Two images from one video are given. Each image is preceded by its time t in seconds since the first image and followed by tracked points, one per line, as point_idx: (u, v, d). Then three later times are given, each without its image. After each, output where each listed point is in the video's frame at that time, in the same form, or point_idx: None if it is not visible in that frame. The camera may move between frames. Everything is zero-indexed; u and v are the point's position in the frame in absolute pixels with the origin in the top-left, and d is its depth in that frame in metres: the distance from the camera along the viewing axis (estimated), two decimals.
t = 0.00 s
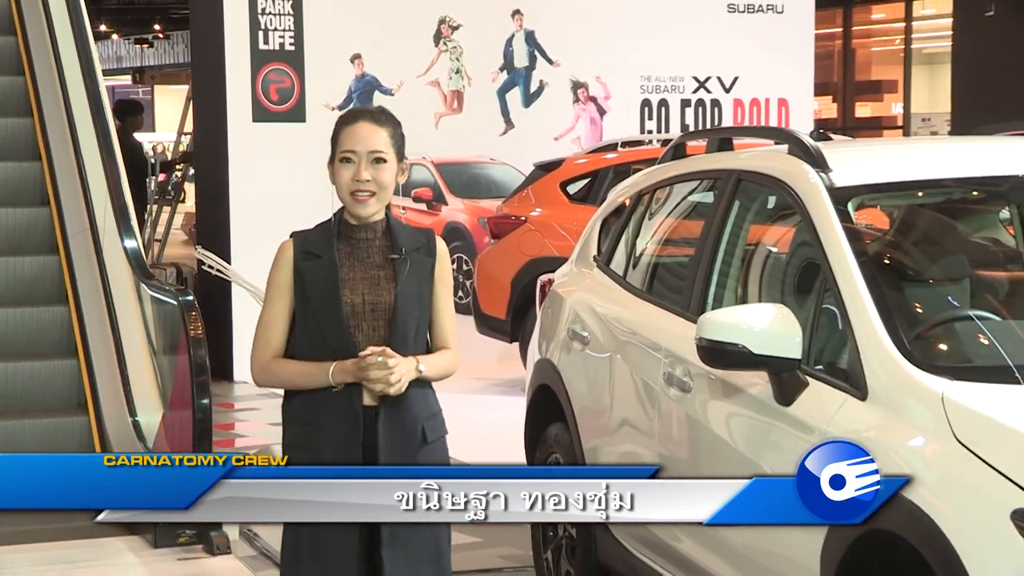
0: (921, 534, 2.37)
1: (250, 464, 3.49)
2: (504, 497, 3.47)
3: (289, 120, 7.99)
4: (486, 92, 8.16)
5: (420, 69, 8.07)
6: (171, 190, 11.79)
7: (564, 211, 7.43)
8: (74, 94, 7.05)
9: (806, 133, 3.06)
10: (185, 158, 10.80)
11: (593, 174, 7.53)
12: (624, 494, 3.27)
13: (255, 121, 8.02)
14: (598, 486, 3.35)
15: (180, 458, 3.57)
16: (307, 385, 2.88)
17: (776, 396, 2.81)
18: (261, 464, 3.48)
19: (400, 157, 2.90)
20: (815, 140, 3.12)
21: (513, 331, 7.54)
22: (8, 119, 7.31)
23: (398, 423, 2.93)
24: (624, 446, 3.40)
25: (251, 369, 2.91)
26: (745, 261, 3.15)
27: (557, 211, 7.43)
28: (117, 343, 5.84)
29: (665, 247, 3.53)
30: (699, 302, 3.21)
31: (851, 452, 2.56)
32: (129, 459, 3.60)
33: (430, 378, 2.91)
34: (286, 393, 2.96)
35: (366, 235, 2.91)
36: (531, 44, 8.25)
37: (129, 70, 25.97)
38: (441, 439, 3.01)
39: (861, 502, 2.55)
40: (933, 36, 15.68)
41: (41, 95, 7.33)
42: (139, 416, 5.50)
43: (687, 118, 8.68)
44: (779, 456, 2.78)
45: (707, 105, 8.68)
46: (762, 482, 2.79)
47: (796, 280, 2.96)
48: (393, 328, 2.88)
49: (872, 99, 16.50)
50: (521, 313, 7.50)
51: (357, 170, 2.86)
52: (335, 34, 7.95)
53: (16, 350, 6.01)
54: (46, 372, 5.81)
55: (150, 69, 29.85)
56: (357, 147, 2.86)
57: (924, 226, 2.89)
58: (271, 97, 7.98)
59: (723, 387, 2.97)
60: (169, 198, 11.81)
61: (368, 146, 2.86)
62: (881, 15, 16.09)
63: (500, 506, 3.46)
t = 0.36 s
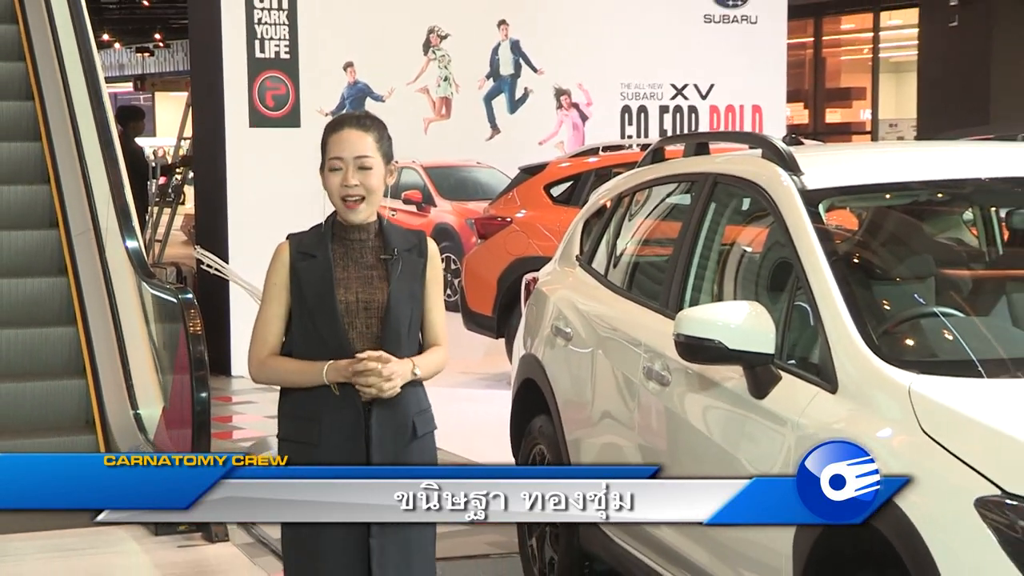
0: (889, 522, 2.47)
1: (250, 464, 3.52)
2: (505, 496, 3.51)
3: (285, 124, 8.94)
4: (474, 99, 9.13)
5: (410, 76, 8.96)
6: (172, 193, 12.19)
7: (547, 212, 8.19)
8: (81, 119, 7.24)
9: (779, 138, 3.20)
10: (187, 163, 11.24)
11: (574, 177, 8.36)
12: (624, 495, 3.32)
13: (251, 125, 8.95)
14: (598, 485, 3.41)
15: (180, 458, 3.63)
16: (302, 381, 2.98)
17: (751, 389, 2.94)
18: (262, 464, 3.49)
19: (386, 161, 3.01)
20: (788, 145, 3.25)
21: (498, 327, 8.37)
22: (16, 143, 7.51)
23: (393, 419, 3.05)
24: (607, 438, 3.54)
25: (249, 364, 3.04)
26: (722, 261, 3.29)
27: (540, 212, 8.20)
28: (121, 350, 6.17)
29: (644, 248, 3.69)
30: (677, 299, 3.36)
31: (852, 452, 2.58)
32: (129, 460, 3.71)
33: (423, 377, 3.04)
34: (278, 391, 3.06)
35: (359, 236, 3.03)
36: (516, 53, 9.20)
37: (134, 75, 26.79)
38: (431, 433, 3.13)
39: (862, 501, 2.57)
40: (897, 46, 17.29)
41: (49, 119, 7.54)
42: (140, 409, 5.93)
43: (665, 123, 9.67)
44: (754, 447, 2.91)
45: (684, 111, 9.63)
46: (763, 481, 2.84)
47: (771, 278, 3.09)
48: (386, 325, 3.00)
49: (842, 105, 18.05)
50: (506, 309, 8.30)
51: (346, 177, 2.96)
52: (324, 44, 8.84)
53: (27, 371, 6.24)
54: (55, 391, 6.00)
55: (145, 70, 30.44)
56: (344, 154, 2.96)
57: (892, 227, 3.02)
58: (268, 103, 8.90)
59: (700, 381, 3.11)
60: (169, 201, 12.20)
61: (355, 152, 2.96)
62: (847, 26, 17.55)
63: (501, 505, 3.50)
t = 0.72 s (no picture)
0: (857, 508, 2.59)
1: None
2: None
3: (282, 127, 9.93)
4: (464, 103, 10.53)
5: (403, 83, 10.27)
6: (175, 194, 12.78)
7: (534, 212, 8.65)
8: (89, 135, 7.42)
9: (756, 141, 3.36)
10: (189, 164, 11.68)
11: (560, 179, 8.75)
12: None
13: (251, 130, 9.85)
14: None
15: None
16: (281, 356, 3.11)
17: (729, 381, 3.09)
18: None
19: (378, 165, 3.13)
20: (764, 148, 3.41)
21: (488, 321, 8.92)
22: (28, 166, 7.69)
23: (387, 405, 3.12)
24: (592, 429, 3.70)
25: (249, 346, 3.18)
26: (702, 257, 3.42)
27: (527, 212, 8.66)
28: (127, 349, 6.46)
29: (627, 246, 3.84)
30: (659, 294, 3.51)
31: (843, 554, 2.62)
32: None
33: (427, 343, 3.17)
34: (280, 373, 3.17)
35: (356, 233, 3.17)
36: (504, 60, 10.63)
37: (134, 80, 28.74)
38: (428, 422, 3.21)
39: None
40: (870, 54, 18.82)
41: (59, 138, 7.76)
42: (144, 401, 6.25)
43: (646, 127, 11.18)
44: (732, 437, 3.05)
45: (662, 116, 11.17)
46: None
47: (748, 275, 3.23)
48: (380, 318, 3.12)
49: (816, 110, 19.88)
50: (495, 305, 8.82)
51: (338, 176, 3.09)
52: (317, 57, 9.98)
53: (39, 387, 6.49)
54: (64, 409, 6.27)
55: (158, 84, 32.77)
56: (338, 154, 3.09)
57: (864, 226, 3.15)
58: (267, 107, 9.86)
59: (681, 374, 3.26)
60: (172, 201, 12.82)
61: (346, 153, 3.08)
62: (824, 34, 19.16)
63: None
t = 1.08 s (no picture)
0: (829, 493, 2.72)
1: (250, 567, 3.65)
2: None
3: (278, 130, 10.22)
4: (452, 106, 10.72)
5: (394, 86, 10.48)
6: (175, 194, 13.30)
7: (520, 211, 9.07)
8: (94, 152, 7.59)
9: (730, 143, 3.50)
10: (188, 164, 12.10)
11: (545, 179, 9.19)
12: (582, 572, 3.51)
13: (247, 131, 10.16)
14: None
15: None
16: (278, 353, 3.24)
17: (706, 371, 3.23)
18: None
19: (368, 167, 3.26)
20: (740, 149, 3.55)
21: (475, 315, 9.27)
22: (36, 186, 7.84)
23: (372, 397, 3.25)
24: (575, 418, 3.84)
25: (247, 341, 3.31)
26: (680, 254, 3.57)
27: (514, 211, 9.06)
28: (128, 340, 6.74)
29: (608, 243, 3.99)
30: (640, 289, 3.66)
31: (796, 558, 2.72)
32: None
33: (406, 348, 3.28)
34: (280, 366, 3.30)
35: (347, 232, 3.30)
36: (490, 64, 10.81)
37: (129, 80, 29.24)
38: (411, 415, 3.32)
39: None
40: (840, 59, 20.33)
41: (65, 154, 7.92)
42: (145, 392, 6.54)
43: (627, 129, 11.31)
44: (709, 426, 3.19)
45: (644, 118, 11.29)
46: None
47: (724, 272, 3.37)
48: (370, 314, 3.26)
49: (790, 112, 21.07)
50: (483, 299, 9.20)
51: (330, 179, 3.23)
52: (317, 57, 10.23)
53: (48, 401, 6.68)
54: (71, 422, 6.48)
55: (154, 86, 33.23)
56: (329, 159, 3.23)
57: (835, 224, 3.30)
58: (262, 109, 10.16)
59: (660, 365, 3.40)
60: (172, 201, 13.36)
61: (338, 158, 3.22)
62: (796, 40, 20.57)
63: None
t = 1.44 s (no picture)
0: (803, 481, 2.84)
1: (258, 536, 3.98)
2: None
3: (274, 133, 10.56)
4: (440, 110, 10.90)
5: (384, 91, 10.68)
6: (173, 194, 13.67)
7: (507, 211, 9.37)
8: (100, 169, 7.70)
9: (708, 145, 3.65)
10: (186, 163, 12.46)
11: (531, 180, 9.48)
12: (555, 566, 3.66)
13: (244, 134, 10.52)
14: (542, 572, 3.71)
15: None
16: (276, 351, 3.33)
17: (685, 365, 3.38)
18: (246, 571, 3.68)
19: (357, 164, 3.40)
20: (717, 151, 3.69)
21: (464, 312, 9.55)
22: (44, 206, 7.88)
23: (362, 390, 3.38)
24: (560, 410, 3.99)
25: (237, 340, 3.41)
26: (660, 252, 3.72)
27: (500, 211, 9.37)
28: (129, 336, 6.91)
29: (591, 242, 4.14)
30: (621, 286, 3.81)
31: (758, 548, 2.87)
32: None
33: (395, 343, 3.41)
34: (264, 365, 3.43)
35: (337, 231, 3.42)
36: (478, 70, 10.96)
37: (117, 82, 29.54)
38: (400, 407, 3.45)
39: None
40: (813, 65, 20.98)
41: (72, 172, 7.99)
42: (146, 386, 6.72)
43: (609, 133, 11.47)
44: (688, 417, 3.33)
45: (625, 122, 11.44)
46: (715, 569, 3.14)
47: (702, 270, 3.52)
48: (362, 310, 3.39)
49: (764, 116, 21.85)
50: (471, 295, 9.51)
51: (322, 177, 3.36)
52: (312, 63, 10.52)
53: (56, 417, 6.76)
54: (79, 437, 6.55)
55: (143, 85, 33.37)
56: (321, 157, 3.35)
57: (808, 224, 3.44)
58: (259, 114, 10.50)
59: (641, 359, 3.55)
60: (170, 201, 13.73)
61: (329, 156, 3.35)
62: (771, 47, 21.39)
63: None
